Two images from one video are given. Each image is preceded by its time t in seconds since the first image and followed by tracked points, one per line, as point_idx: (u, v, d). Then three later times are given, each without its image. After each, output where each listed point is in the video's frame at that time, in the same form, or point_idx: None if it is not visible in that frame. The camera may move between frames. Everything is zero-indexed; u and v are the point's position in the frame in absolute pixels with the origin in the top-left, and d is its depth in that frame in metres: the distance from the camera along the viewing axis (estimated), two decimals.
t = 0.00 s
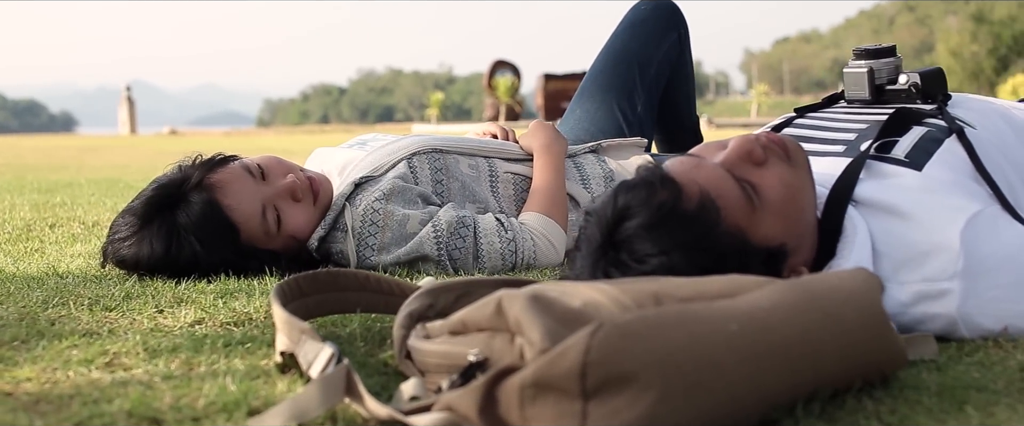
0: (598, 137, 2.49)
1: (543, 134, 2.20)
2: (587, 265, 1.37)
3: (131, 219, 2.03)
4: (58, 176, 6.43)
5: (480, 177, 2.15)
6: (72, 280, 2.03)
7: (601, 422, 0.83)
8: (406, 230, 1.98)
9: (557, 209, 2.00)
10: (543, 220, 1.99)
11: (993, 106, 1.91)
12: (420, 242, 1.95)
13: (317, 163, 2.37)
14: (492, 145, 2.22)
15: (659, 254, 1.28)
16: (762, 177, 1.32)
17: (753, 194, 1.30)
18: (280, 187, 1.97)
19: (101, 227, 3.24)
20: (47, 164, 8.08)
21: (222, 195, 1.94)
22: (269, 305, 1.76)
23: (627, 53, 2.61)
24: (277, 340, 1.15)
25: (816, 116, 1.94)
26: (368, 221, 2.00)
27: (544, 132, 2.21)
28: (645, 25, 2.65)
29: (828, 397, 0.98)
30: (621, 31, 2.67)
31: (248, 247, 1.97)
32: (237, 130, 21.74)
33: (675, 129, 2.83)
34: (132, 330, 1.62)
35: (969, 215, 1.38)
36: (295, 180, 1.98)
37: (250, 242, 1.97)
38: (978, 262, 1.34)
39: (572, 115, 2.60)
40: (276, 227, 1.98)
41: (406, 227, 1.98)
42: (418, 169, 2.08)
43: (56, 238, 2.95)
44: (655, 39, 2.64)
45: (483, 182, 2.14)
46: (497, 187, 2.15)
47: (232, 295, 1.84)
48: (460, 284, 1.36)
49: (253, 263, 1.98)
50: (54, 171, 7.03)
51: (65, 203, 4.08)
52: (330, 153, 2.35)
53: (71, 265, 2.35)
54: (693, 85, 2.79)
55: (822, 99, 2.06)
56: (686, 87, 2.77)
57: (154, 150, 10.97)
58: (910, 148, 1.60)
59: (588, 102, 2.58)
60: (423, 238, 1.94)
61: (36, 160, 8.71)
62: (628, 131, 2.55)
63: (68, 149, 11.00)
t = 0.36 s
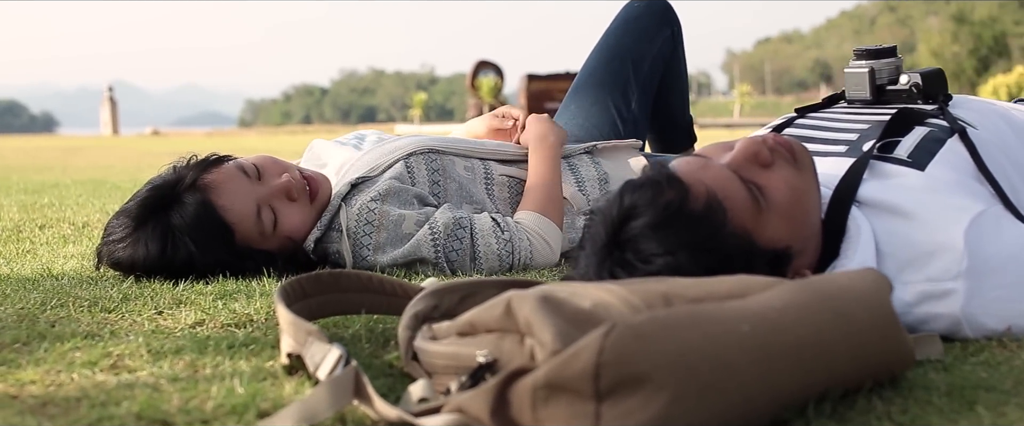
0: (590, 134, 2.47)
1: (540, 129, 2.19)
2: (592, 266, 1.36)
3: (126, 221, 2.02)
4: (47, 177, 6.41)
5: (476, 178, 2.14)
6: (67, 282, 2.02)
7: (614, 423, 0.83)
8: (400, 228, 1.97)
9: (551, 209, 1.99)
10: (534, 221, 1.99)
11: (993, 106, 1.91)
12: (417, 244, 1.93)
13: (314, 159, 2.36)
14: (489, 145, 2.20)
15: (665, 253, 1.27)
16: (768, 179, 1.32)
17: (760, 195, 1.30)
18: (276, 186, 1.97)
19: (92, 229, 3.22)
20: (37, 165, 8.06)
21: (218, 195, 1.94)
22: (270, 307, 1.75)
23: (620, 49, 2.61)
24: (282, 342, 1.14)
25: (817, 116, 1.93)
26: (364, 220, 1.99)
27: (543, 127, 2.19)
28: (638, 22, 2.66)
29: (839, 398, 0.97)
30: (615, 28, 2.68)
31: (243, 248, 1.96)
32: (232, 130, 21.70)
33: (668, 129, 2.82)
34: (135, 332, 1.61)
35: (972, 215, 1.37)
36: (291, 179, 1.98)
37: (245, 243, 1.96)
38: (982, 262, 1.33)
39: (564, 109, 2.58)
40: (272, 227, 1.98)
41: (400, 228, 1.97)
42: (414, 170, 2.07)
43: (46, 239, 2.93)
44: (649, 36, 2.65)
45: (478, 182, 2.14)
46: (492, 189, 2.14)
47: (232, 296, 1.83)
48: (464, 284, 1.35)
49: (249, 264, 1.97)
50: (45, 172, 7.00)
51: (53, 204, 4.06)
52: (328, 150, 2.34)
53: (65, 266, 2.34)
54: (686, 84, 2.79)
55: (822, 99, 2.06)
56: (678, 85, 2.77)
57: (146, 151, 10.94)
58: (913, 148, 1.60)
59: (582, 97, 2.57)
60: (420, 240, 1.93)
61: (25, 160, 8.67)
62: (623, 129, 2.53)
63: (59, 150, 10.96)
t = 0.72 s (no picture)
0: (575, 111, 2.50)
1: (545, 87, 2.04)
2: (593, 266, 1.36)
3: (124, 218, 2.01)
4: (33, 178, 6.37)
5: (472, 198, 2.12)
6: (62, 283, 2.01)
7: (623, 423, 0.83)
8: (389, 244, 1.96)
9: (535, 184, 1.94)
10: (525, 219, 1.95)
11: (990, 107, 1.91)
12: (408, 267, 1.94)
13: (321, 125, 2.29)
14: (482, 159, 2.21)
15: (667, 254, 1.27)
16: (770, 179, 1.31)
17: (761, 195, 1.29)
18: (275, 182, 1.95)
19: (81, 229, 3.20)
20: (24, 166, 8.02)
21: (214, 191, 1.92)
22: (268, 308, 1.75)
23: (639, 31, 2.61)
24: (284, 344, 1.14)
25: (815, 116, 1.93)
26: (354, 234, 1.98)
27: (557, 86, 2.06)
28: (665, 12, 2.66)
29: (845, 397, 0.97)
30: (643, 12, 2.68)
31: (240, 246, 1.94)
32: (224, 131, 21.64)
33: (671, 126, 2.81)
34: (134, 333, 1.60)
35: (972, 215, 1.37)
36: (289, 174, 1.96)
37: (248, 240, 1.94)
38: (983, 262, 1.33)
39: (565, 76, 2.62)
40: (270, 223, 1.96)
41: (389, 247, 1.96)
42: (420, 187, 2.06)
43: (35, 240, 2.92)
44: (671, 28, 2.65)
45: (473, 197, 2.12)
46: (491, 208, 2.13)
47: (228, 297, 1.82)
48: (466, 285, 1.35)
49: (248, 262, 1.95)
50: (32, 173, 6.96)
51: (39, 205, 4.03)
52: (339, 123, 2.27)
53: (57, 267, 2.33)
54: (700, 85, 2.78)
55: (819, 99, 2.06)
56: (691, 84, 2.76)
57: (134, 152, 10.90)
58: (911, 148, 1.60)
59: (581, 67, 2.61)
60: (411, 263, 1.94)
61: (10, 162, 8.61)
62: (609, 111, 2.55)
63: (47, 151, 10.90)
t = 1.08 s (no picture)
0: (574, 114, 2.36)
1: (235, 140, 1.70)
2: (586, 268, 1.36)
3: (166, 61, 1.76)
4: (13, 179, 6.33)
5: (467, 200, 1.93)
6: (48, 286, 1.99)
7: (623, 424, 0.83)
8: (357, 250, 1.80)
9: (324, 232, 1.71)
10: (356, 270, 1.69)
11: (978, 108, 1.92)
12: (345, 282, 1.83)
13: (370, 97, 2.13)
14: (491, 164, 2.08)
15: (661, 255, 1.27)
16: (763, 181, 1.31)
17: (755, 196, 1.29)
18: (338, 104, 1.77)
19: (63, 231, 3.18)
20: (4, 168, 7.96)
21: (291, 76, 1.74)
22: (259, 311, 1.74)
23: (680, 61, 2.38)
24: (278, 347, 1.13)
25: (805, 116, 1.94)
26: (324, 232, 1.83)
27: (244, 145, 1.70)
28: (714, 41, 2.41)
29: (842, 398, 0.97)
30: (687, 32, 2.42)
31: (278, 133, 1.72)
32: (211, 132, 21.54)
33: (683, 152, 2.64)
34: (124, 336, 1.59)
35: (963, 215, 1.38)
36: (353, 107, 1.79)
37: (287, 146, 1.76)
38: (974, 262, 1.34)
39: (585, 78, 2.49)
40: (313, 135, 1.77)
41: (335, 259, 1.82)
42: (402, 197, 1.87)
43: (17, 243, 2.89)
44: (714, 64, 2.42)
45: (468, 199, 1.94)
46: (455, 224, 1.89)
47: (217, 299, 1.81)
48: (459, 286, 1.35)
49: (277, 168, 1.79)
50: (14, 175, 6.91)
51: (19, 207, 4.00)
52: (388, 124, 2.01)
53: (42, 270, 2.31)
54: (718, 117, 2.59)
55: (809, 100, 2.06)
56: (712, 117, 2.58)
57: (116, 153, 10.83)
58: (901, 148, 1.60)
59: (600, 70, 2.46)
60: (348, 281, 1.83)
61: None
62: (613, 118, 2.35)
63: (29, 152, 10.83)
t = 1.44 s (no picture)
0: (579, 134, 2.34)
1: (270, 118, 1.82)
2: (571, 270, 1.35)
3: None
4: None
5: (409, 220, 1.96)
6: (27, 289, 1.97)
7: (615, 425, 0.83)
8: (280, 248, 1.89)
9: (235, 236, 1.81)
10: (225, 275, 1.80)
11: (959, 109, 1.93)
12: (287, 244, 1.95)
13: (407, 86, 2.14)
14: (491, 174, 2.17)
15: (647, 256, 1.27)
16: (748, 181, 1.31)
17: (741, 197, 1.29)
18: (408, 90, 1.82)
19: (38, 233, 3.15)
20: None
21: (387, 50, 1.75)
22: (242, 312, 1.72)
23: (705, 90, 2.28)
24: (265, 349, 1.12)
25: (787, 117, 1.94)
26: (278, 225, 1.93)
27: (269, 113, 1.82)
28: (747, 79, 2.31)
29: (831, 398, 0.98)
30: (725, 61, 2.32)
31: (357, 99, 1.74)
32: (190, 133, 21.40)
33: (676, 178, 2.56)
34: (107, 338, 1.58)
35: (946, 216, 1.38)
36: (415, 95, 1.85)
37: (354, 112, 1.77)
38: (958, 263, 1.34)
39: (607, 79, 2.42)
40: (381, 107, 1.79)
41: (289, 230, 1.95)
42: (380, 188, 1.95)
43: None
44: (741, 102, 2.32)
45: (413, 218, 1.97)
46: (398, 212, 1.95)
47: (199, 300, 1.80)
48: (445, 287, 1.35)
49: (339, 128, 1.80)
50: None
51: None
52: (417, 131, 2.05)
53: (20, 272, 2.28)
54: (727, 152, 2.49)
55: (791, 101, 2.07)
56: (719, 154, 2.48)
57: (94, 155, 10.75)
58: (884, 149, 1.61)
59: (622, 77, 2.38)
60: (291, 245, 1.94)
61: None
62: (617, 148, 2.32)
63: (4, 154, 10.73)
